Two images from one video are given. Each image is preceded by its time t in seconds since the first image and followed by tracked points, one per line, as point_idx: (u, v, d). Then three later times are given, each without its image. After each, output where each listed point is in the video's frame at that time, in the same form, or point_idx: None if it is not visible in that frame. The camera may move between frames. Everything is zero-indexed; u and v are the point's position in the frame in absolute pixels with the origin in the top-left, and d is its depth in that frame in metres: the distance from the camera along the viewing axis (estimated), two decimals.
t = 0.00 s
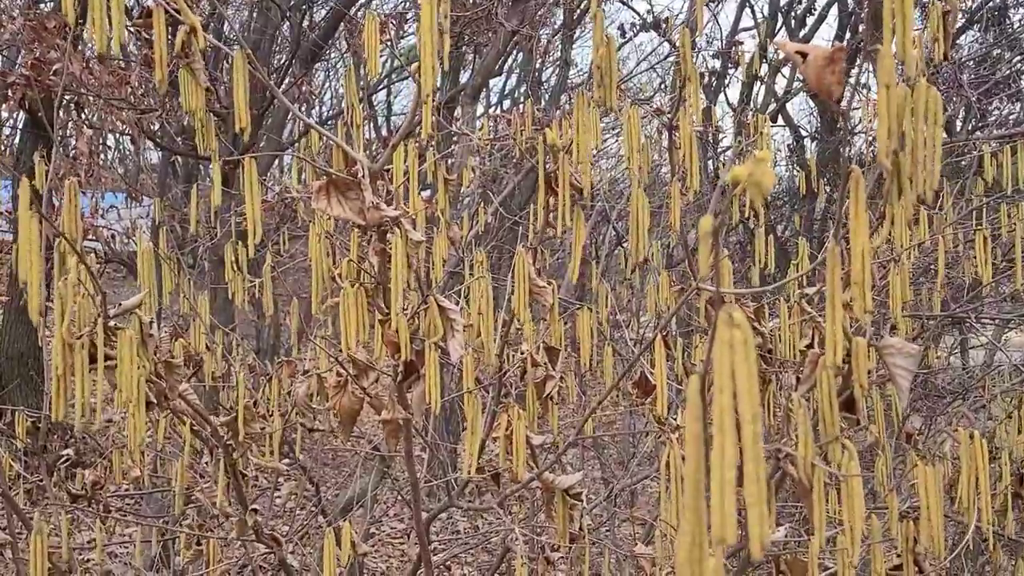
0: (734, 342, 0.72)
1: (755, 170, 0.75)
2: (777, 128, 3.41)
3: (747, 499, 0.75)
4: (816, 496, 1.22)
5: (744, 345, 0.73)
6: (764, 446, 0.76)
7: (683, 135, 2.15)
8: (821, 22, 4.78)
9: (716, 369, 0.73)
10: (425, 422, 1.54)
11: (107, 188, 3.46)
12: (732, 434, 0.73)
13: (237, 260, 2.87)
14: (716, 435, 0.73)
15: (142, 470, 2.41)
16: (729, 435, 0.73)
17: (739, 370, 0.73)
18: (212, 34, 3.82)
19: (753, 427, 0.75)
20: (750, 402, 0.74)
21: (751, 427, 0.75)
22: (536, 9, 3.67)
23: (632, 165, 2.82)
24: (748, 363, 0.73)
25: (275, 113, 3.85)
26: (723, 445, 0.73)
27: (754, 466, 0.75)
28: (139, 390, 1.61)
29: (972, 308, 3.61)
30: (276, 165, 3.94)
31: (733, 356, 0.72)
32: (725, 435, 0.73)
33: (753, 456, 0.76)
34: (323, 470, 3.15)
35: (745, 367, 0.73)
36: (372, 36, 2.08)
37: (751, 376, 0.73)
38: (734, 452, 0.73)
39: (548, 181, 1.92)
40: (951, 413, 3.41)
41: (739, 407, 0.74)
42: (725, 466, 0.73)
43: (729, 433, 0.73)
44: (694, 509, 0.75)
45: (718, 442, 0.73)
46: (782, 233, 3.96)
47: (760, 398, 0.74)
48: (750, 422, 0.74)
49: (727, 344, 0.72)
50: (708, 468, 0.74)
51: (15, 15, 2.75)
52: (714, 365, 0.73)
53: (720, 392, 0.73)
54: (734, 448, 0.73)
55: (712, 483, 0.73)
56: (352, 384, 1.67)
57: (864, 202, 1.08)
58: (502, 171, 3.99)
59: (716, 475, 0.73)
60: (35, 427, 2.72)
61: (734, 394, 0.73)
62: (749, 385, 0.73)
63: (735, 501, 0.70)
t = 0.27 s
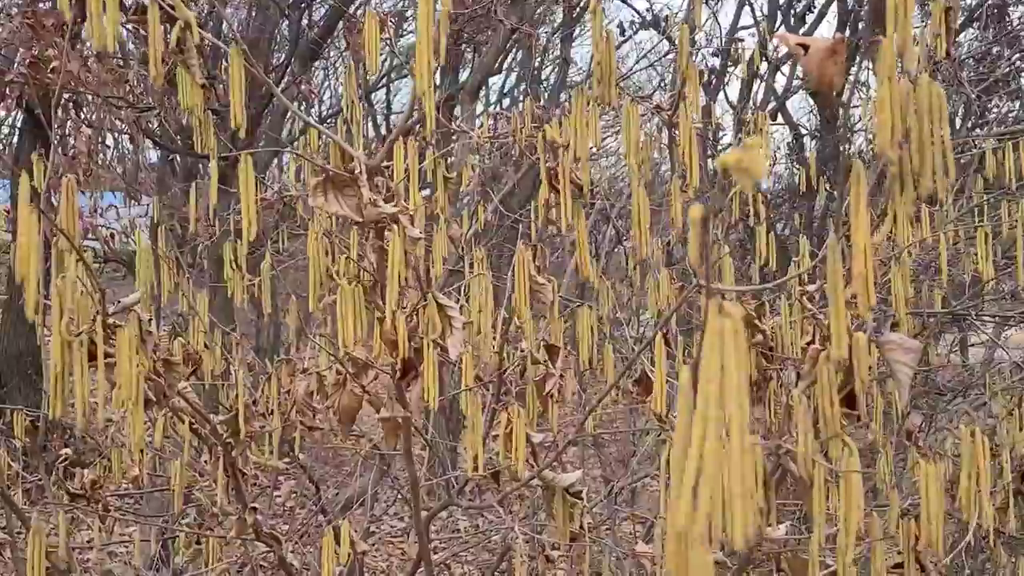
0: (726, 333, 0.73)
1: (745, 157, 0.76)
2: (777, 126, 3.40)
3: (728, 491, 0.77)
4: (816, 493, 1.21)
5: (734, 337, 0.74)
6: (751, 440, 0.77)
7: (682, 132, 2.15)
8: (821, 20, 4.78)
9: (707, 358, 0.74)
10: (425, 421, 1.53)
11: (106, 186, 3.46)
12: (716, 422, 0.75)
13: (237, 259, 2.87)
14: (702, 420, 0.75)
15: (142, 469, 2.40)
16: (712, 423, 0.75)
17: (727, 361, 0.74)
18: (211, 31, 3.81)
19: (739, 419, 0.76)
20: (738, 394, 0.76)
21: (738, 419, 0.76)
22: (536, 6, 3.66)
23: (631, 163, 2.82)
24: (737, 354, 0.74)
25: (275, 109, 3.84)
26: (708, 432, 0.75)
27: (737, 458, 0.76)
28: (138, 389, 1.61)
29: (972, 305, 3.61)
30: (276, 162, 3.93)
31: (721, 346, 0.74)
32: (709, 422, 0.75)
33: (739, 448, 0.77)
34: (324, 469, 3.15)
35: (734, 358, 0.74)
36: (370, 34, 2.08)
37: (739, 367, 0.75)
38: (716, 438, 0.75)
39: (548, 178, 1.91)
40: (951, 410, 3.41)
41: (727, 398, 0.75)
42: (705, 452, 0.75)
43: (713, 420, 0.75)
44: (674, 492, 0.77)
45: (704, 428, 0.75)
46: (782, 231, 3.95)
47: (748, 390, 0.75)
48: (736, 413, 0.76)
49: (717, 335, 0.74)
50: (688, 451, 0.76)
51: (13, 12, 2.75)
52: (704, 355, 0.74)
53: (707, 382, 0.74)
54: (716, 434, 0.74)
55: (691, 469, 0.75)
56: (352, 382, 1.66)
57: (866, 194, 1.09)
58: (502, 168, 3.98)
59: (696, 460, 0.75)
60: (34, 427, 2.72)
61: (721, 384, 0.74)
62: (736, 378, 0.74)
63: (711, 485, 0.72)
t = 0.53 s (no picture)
0: (736, 335, 0.72)
1: (757, 155, 0.75)
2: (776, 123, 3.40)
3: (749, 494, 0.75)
4: (818, 491, 1.21)
5: (746, 337, 0.73)
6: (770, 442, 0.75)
7: (682, 128, 2.15)
8: (820, 16, 4.77)
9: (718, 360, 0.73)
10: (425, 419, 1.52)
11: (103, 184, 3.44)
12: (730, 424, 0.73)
13: (235, 256, 2.86)
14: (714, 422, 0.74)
15: (140, 467, 2.39)
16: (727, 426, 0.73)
17: (738, 362, 0.73)
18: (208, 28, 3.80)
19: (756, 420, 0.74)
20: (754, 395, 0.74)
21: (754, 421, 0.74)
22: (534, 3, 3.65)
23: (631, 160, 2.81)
24: (750, 354, 0.73)
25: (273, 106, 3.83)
26: (723, 434, 0.73)
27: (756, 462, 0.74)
28: (135, 387, 1.60)
29: (971, 302, 3.61)
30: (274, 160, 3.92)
31: (733, 347, 0.73)
32: (723, 424, 0.73)
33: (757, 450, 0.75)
34: (322, 467, 3.15)
35: (746, 359, 0.73)
36: (369, 31, 2.07)
37: (753, 368, 0.73)
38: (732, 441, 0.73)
39: (548, 175, 1.90)
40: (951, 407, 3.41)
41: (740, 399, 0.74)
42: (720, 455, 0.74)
43: (728, 422, 0.73)
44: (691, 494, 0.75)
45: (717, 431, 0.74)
46: (782, 228, 3.94)
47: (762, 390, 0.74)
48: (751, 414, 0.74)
49: (728, 336, 0.73)
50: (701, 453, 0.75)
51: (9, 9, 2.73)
52: (716, 356, 0.73)
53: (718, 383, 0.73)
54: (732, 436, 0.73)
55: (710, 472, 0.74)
56: (351, 379, 1.65)
57: (869, 192, 1.09)
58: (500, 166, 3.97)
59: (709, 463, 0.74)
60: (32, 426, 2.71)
61: (733, 384, 0.73)
62: (751, 379, 0.73)
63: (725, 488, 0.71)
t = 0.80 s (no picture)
0: (732, 332, 0.71)
1: (755, 154, 0.75)
2: (774, 122, 3.39)
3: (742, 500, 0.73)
4: (816, 491, 1.20)
5: (742, 337, 0.72)
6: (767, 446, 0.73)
7: (680, 127, 2.14)
8: (817, 15, 4.76)
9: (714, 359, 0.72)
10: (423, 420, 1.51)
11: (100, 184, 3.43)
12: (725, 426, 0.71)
13: (231, 256, 2.85)
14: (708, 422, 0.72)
15: (136, 467, 2.38)
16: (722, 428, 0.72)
17: (735, 362, 0.71)
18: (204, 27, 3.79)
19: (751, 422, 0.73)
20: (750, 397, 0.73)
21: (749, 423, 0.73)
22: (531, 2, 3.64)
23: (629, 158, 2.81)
24: (746, 355, 0.72)
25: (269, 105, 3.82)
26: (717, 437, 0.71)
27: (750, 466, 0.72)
28: (132, 387, 1.59)
29: (968, 300, 3.61)
30: (271, 159, 3.91)
31: (729, 346, 0.71)
32: (717, 427, 0.71)
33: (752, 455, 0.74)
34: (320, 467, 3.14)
35: (744, 358, 0.72)
36: (366, 29, 2.06)
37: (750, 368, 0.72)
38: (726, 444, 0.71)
39: (545, 174, 1.90)
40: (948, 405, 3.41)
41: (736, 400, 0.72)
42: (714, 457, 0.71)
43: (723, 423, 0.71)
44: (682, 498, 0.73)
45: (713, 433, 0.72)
46: (779, 227, 3.94)
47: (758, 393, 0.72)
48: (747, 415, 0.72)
49: (725, 334, 0.71)
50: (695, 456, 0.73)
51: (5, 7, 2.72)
52: (712, 356, 0.72)
53: (714, 384, 0.71)
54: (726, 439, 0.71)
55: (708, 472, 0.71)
56: (348, 378, 1.65)
57: (866, 190, 1.09)
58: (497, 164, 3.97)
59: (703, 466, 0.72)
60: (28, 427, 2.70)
61: (729, 386, 0.71)
62: (747, 379, 0.72)
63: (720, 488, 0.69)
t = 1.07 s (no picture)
0: (701, 327, 0.71)
1: (721, 149, 0.75)
2: (765, 119, 3.40)
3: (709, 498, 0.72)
4: (799, 487, 1.20)
5: (712, 333, 0.71)
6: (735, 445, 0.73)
7: (669, 124, 2.14)
8: (810, 13, 4.77)
9: (682, 354, 0.72)
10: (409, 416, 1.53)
11: (89, 182, 3.42)
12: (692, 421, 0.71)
13: (220, 254, 2.85)
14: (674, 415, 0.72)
15: (124, 466, 2.37)
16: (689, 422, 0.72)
17: (702, 357, 0.71)
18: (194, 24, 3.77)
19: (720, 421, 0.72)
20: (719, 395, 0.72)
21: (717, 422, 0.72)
22: None
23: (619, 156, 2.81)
24: (715, 351, 0.71)
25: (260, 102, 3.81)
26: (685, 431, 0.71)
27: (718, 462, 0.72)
28: (117, 385, 1.58)
29: (958, 296, 3.62)
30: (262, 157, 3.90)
31: (697, 341, 0.71)
32: (686, 420, 0.71)
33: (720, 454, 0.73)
34: (311, 465, 3.14)
35: (711, 354, 0.71)
36: (354, 27, 2.05)
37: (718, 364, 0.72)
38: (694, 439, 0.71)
39: (533, 171, 1.89)
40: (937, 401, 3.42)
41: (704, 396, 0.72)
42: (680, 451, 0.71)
43: (689, 417, 0.71)
44: (648, 492, 0.73)
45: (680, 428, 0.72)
46: (770, 224, 3.95)
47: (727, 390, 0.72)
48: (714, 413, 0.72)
49: (693, 328, 0.71)
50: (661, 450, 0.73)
51: None
52: (681, 350, 0.72)
53: (681, 377, 0.72)
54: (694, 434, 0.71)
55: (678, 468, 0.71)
56: (335, 376, 1.65)
57: (846, 186, 1.09)
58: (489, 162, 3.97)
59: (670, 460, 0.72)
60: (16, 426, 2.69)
61: (696, 381, 0.71)
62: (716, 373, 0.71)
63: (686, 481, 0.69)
